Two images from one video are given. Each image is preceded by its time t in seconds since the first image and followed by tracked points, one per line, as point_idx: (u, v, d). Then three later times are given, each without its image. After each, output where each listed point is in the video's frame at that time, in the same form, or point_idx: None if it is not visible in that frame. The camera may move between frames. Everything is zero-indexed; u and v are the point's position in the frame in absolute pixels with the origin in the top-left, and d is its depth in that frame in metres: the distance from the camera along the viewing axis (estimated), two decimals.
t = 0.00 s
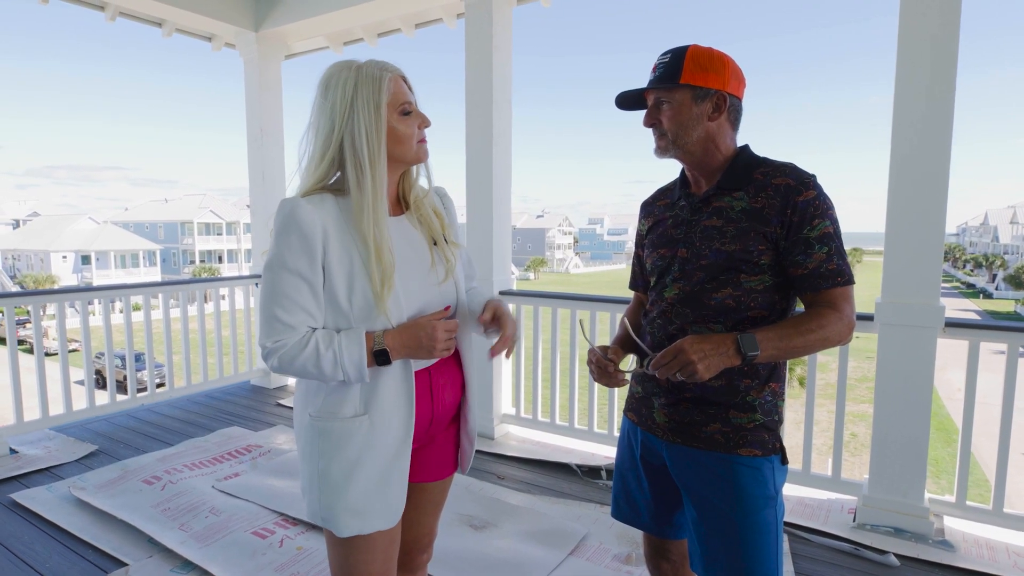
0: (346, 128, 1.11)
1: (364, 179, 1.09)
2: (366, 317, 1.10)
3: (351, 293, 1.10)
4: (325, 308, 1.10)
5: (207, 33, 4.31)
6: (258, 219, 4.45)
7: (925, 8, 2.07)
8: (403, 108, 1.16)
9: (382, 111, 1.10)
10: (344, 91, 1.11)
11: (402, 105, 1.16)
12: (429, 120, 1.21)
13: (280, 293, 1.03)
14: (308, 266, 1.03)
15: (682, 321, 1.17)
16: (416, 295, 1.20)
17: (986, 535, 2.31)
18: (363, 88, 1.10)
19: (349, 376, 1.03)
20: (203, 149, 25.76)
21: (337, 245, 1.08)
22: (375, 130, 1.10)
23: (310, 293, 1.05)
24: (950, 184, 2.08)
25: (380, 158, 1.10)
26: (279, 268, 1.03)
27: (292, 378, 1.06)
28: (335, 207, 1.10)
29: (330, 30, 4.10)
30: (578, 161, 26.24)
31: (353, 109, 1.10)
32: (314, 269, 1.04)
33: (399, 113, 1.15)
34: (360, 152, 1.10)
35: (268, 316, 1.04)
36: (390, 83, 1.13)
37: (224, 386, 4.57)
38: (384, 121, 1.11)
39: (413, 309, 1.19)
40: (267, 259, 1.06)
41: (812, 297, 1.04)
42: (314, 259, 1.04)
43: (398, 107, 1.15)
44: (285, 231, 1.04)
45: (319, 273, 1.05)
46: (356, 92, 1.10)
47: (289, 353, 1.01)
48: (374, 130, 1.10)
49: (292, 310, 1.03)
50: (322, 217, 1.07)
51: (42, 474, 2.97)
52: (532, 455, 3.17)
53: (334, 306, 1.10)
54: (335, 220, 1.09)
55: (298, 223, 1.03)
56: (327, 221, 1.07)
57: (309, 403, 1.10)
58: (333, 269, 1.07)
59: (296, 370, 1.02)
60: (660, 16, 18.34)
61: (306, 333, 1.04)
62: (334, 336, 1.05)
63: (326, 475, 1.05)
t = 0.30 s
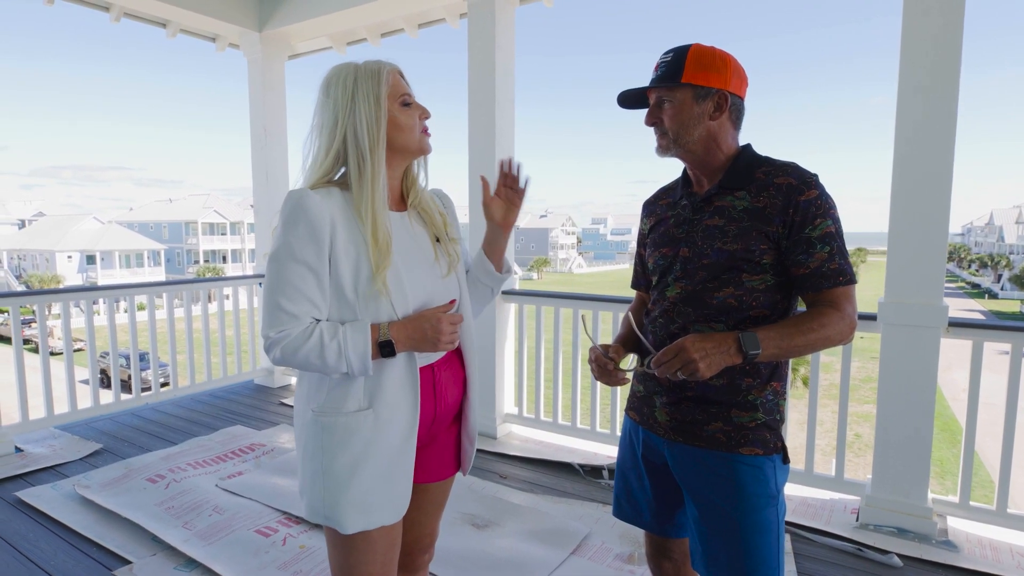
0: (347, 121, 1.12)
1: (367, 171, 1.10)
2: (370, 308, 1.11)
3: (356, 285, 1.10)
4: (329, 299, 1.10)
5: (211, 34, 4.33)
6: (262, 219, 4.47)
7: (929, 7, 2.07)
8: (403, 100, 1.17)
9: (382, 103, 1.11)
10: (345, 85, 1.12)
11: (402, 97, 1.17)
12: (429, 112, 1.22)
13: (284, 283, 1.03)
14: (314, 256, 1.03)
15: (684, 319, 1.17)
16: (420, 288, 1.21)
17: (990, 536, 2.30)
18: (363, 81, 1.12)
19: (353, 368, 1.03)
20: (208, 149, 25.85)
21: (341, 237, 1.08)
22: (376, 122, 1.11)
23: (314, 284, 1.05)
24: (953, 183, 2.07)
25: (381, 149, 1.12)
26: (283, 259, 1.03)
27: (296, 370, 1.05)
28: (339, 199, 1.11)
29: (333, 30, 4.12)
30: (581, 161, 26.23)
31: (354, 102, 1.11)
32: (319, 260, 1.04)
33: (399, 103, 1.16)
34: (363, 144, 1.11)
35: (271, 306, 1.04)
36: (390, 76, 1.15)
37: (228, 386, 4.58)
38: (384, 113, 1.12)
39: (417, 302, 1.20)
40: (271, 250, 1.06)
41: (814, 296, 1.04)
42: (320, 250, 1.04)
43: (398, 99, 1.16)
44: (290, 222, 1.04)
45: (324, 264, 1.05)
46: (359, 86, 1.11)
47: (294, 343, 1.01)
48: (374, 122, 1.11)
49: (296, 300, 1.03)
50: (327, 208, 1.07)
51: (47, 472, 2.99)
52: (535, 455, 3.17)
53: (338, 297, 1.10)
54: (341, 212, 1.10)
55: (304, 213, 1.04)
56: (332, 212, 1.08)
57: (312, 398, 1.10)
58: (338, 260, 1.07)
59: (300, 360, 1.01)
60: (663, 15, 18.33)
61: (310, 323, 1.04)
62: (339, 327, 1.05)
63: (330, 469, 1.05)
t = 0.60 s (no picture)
0: (358, 122, 1.12)
1: (378, 172, 1.11)
2: (376, 305, 1.11)
3: (362, 281, 1.10)
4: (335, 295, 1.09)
5: (215, 34, 4.34)
6: (265, 218, 4.48)
7: (932, 5, 2.06)
8: (415, 105, 1.18)
9: (394, 109, 1.12)
10: (357, 86, 1.13)
11: (414, 102, 1.18)
12: (440, 118, 1.23)
13: (290, 277, 1.03)
14: (322, 251, 1.03)
15: (684, 318, 1.17)
16: (425, 287, 1.21)
17: (993, 535, 2.29)
18: (378, 84, 1.12)
19: (359, 364, 1.03)
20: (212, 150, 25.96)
21: (349, 233, 1.08)
22: (389, 126, 1.11)
23: (321, 278, 1.04)
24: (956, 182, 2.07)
25: (391, 152, 1.12)
26: (290, 253, 1.03)
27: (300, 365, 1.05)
28: (346, 195, 1.11)
29: (335, 30, 4.13)
30: (584, 161, 26.23)
31: (367, 104, 1.11)
32: (327, 254, 1.04)
33: (411, 111, 1.17)
34: (373, 144, 1.11)
35: (276, 301, 1.03)
36: (405, 82, 1.15)
37: (231, 384, 4.60)
38: (397, 118, 1.13)
39: (422, 301, 1.21)
40: (277, 244, 1.05)
41: (814, 294, 1.04)
42: (328, 245, 1.04)
43: (410, 104, 1.17)
44: (299, 216, 1.03)
45: (332, 259, 1.05)
46: (371, 89, 1.12)
47: (301, 338, 1.01)
48: (387, 125, 1.11)
49: (303, 294, 1.03)
50: (335, 203, 1.07)
51: (51, 470, 3.01)
52: (537, 454, 3.17)
53: (344, 293, 1.09)
54: (349, 208, 1.09)
55: (313, 208, 1.03)
56: (340, 207, 1.08)
57: (314, 394, 1.10)
58: (345, 255, 1.07)
59: (307, 355, 1.01)
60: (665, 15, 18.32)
61: (317, 318, 1.04)
62: (345, 322, 1.05)
63: (335, 466, 1.05)
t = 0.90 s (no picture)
0: (374, 123, 1.12)
1: (388, 175, 1.10)
2: (375, 306, 1.11)
3: (363, 282, 1.10)
4: (335, 293, 1.10)
5: (218, 33, 4.36)
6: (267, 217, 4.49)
7: (935, 3, 2.05)
8: (430, 112, 1.18)
9: (411, 114, 1.12)
10: (376, 86, 1.13)
11: (429, 108, 1.17)
12: (452, 127, 1.23)
13: (290, 273, 1.03)
14: (324, 249, 1.03)
15: (682, 315, 1.17)
16: (424, 292, 1.21)
17: (995, 534, 2.29)
18: (396, 87, 1.12)
19: (355, 363, 1.03)
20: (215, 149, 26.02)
21: (352, 233, 1.08)
22: (402, 129, 1.11)
23: (322, 276, 1.05)
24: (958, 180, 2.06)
25: (403, 155, 1.12)
26: (292, 249, 1.03)
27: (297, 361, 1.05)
28: (353, 194, 1.11)
29: (338, 29, 4.13)
30: (587, 160, 26.21)
31: (384, 104, 1.11)
32: (329, 253, 1.04)
33: (426, 116, 1.17)
34: (385, 146, 1.11)
35: (275, 296, 1.03)
36: (422, 87, 1.15)
37: (234, 383, 4.62)
38: (411, 121, 1.13)
39: (421, 305, 1.21)
40: (279, 240, 1.05)
41: (811, 292, 1.04)
42: (330, 244, 1.04)
43: (426, 110, 1.17)
44: (303, 213, 1.04)
45: (333, 257, 1.05)
46: (389, 90, 1.12)
47: (298, 334, 1.01)
48: (402, 129, 1.12)
49: (302, 291, 1.03)
50: (340, 202, 1.07)
51: (55, 467, 3.02)
52: (538, 453, 3.17)
53: (344, 292, 1.09)
54: (355, 207, 1.10)
55: (318, 206, 1.04)
56: (344, 206, 1.08)
57: (310, 390, 1.10)
58: (347, 255, 1.07)
59: (302, 352, 1.01)
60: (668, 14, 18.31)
61: (315, 316, 1.04)
62: (343, 322, 1.05)
63: (326, 463, 1.06)
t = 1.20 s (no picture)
0: (378, 123, 1.12)
1: (389, 172, 1.11)
2: (376, 305, 1.11)
3: (365, 281, 1.10)
4: (337, 292, 1.10)
5: (221, 33, 4.37)
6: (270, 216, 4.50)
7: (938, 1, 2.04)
8: (430, 109, 1.18)
9: (411, 111, 1.12)
10: (379, 85, 1.13)
11: (429, 105, 1.18)
12: (452, 125, 1.23)
13: (295, 272, 1.03)
14: (327, 248, 1.04)
15: (681, 314, 1.17)
16: (425, 292, 1.22)
17: (998, 534, 2.28)
18: (397, 84, 1.13)
19: (357, 362, 1.03)
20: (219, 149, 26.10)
21: (357, 232, 1.08)
22: (403, 126, 1.12)
23: (325, 275, 1.05)
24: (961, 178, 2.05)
25: (405, 152, 1.12)
26: (296, 248, 1.03)
27: (298, 359, 1.05)
28: (358, 193, 1.11)
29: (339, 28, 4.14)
30: (590, 159, 26.19)
31: (382, 101, 1.12)
32: (332, 252, 1.04)
33: (426, 115, 1.17)
34: (386, 143, 1.11)
35: (278, 294, 1.04)
36: (423, 85, 1.16)
37: (238, 381, 4.63)
38: (411, 119, 1.13)
39: (422, 304, 1.21)
40: (282, 238, 1.05)
41: (810, 291, 1.04)
42: (333, 243, 1.04)
43: (425, 107, 1.17)
44: (306, 212, 1.04)
45: (337, 257, 1.05)
46: (388, 88, 1.12)
47: (301, 332, 1.01)
48: (403, 128, 1.12)
49: (306, 290, 1.03)
50: (344, 201, 1.07)
51: (59, 465, 3.04)
52: (540, 452, 3.17)
53: (345, 291, 1.10)
54: (359, 205, 1.10)
55: (321, 205, 1.04)
56: (348, 205, 1.08)
57: (309, 388, 1.11)
58: (350, 254, 1.07)
59: (305, 351, 1.01)
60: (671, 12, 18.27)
61: (318, 315, 1.04)
62: (346, 321, 1.05)
63: (326, 460, 1.06)
